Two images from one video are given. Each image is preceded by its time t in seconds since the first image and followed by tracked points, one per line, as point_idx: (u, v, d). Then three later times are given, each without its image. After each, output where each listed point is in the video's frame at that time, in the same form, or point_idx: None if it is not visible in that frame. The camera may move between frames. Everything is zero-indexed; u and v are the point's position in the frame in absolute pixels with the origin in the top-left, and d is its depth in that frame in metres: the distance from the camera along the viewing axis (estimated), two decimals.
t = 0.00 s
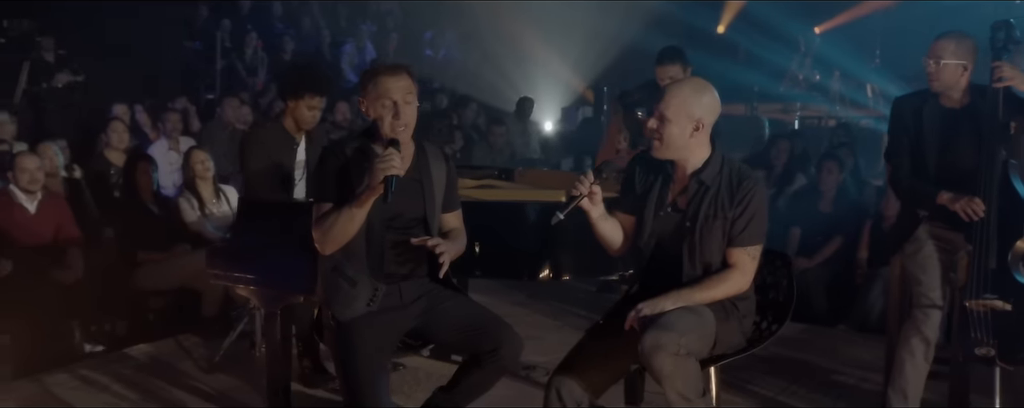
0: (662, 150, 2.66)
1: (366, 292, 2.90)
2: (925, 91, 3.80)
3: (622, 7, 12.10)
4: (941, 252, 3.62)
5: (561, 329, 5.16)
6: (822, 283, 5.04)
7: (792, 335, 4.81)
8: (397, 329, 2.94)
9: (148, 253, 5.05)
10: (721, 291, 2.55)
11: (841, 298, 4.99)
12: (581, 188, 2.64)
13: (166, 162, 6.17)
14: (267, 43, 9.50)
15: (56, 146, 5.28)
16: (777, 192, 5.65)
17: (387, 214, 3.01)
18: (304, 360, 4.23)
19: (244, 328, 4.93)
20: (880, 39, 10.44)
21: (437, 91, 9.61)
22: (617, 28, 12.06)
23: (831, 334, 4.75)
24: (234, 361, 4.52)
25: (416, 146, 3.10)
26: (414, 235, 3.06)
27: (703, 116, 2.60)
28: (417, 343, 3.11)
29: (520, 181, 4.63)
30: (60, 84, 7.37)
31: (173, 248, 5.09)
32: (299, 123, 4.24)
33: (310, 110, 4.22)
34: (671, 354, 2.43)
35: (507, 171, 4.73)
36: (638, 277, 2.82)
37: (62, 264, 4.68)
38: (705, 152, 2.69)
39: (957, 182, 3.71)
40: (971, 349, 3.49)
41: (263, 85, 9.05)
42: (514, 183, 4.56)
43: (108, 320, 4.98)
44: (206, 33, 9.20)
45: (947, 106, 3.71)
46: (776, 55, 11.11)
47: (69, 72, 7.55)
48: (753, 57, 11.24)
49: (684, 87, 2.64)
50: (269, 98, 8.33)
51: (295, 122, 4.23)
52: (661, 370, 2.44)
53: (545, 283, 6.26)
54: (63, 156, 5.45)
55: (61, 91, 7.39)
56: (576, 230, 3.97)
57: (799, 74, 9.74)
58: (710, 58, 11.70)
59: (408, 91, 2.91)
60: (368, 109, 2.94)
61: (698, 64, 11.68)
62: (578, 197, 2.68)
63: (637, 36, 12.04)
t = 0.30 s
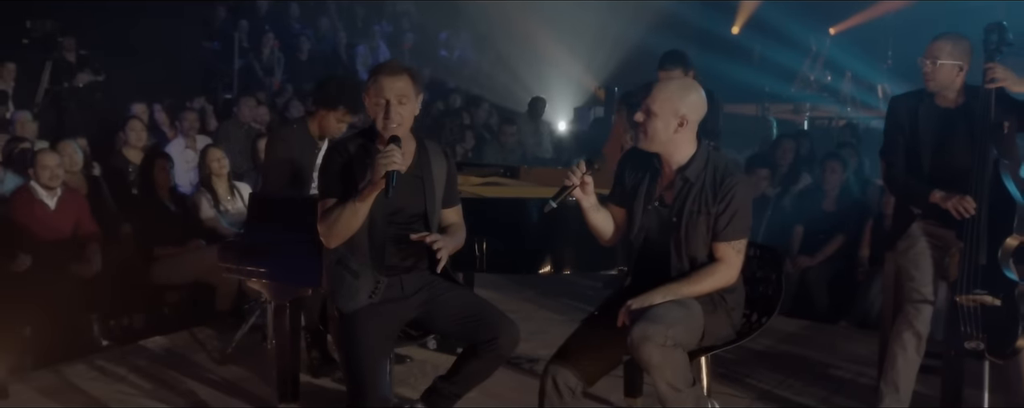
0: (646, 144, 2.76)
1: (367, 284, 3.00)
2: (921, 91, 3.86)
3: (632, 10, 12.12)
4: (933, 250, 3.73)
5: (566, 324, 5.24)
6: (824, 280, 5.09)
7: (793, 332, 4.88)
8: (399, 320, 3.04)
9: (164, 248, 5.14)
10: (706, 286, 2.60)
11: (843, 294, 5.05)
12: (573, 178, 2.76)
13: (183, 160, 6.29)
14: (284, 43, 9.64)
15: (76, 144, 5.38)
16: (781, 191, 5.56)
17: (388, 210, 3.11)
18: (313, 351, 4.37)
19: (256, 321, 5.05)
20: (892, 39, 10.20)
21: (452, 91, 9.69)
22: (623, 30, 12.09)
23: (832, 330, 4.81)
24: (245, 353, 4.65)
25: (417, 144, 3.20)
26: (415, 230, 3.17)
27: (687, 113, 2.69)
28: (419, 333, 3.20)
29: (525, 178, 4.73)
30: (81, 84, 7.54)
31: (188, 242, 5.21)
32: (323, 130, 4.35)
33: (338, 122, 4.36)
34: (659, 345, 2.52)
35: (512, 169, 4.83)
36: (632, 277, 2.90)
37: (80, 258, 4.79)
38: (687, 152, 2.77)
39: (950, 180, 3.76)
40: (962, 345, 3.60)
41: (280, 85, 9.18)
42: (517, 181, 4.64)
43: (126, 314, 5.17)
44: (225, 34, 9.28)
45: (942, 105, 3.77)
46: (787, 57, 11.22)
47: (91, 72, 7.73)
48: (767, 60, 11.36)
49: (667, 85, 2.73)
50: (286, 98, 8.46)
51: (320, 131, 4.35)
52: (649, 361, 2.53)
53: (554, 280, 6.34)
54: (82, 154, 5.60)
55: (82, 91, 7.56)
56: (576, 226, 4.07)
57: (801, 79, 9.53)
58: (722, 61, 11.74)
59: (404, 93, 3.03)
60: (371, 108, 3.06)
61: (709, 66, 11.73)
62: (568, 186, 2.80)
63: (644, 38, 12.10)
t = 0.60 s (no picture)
0: (630, 132, 2.89)
1: (364, 276, 3.09)
2: (907, 91, 3.95)
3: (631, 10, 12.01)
4: (917, 245, 3.83)
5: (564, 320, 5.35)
6: (817, 278, 5.16)
7: (786, 327, 4.97)
8: (394, 311, 3.15)
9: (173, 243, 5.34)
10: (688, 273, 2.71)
11: (836, 292, 5.10)
12: (563, 165, 2.90)
13: (192, 159, 6.41)
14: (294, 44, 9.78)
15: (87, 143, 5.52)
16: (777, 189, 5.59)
17: (385, 205, 3.20)
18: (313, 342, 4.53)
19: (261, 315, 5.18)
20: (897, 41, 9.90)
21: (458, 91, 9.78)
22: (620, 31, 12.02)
23: (824, 326, 4.90)
24: (249, 346, 4.77)
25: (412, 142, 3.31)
26: (409, 225, 3.27)
27: (668, 99, 2.82)
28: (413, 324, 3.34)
29: (521, 177, 4.79)
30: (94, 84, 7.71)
31: (196, 239, 5.36)
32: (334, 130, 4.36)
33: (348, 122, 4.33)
34: (637, 341, 2.69)
35: (510, 167, 4.87)
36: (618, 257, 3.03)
37: (91, 254, 4.94)
38: (669, 138, 2.90)
39: (934, 179, 3.85)
40: (943, 337, 3.72)
41: (288, 84, 9.30)
42: (514, 180, 4.72)
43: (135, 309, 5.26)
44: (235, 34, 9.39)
45: (927, 105, 3.86)
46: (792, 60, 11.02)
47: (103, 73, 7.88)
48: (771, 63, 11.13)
49: (647, 74, 2.86)
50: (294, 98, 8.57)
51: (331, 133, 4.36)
52: (630, 356, 2.71)
53: (556, 277, 6.43)
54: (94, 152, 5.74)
55: (95, 90, 7.72)
56: (571, 224, 4.18)
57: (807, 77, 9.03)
58: (723, 62, 11.50)
59: (400, 92, 3.15)
60: (369, 106, 3.18)
61: (713, 69, 11.52)
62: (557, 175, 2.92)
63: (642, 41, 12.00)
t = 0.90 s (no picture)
0: (614, 123, 3.09)
1: (359, 269, 3.22)
2: (890, 92, 4.06)
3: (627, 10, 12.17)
4: (898, 241, 3.96)
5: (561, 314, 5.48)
6: (808, 274, 5.24)
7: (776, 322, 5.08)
8: (388, 302, 3.28)
9: (180, 239, 5.44)
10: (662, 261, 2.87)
11: (825, 288, 5.22)
12: (553, 158, 3.04)
13: (201, 158, 6.56)
14: (301, 45, 9.95)
15: (98, 141, 5.70)
16: (772, 190, 5.69)
17: (380, 200, 3.34)
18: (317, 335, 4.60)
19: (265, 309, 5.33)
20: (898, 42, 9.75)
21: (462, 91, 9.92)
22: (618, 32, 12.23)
23: (813, 320, 5.02)
24: (253, 338, 4.92)
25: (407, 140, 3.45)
26: (403, 220, 3.40)
27: (647, 92, 3.01)
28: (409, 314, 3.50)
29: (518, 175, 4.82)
30: (105, 84, 7.89)
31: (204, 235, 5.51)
32: (333, 124, 4.50)
33: (345, 113, 4.46)
34: (612, 341, 2.85)
35: (507, 165, 4.93)
36: (596, 249, 3.23)
37: (102, 249, 5.12)
38: (645, 131, 3.09)
39: (914, 177, 3.97)
40: (921, 330, 3.84)
41: (296, 85, 9.46)
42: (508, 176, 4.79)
43: (144, 303, 5.39)
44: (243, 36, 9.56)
45: (908, 107, 3.97)
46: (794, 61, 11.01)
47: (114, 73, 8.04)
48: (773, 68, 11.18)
49: (626, 71, 3.04)
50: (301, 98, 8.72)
51: (330, 125, 4.50)
52: (607, 355, 2.88)
53: (555, 272, 6.56)
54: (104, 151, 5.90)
55: (106, 91, 7.91)
56: (561, 221, 4.43)
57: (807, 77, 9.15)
58: (711, 62, 11.68)
59: (396, 92, 3.27)
60: (365, 105, 3.32)
61: (707, 71, 11.67)
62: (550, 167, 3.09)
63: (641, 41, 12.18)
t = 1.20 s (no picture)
0: (592, 122, 3.23)
1: (359, 258, 3.38)
2: (875, 93, 4.17)
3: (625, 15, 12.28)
4: (881, 238, 4.08)
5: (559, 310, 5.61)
6: (800, 271, 5.34)
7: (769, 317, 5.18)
8: (386, 292, 3.43)
9: (189, 234, 5.58)
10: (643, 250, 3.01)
11: (817, 285, 5.31)
12: (541, 161, 3.15)
13: (210, 157, 6.73)
14: (309, 47, 10.11)
15: (110, 140, 5.87)
16: (767, 188, 5.79)
17: (379, 194, 3.48)
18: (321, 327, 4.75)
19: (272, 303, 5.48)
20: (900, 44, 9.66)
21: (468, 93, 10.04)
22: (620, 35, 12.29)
23: (804, 315, 5.13)
24: (259, 330, 5.07)
25: (404, 139, 3.59)
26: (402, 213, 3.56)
27: (623, 91, 3.17)
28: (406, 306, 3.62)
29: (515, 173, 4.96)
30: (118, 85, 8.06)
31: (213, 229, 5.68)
32: (326, 116, 4.51)
33: (333, 100, 4.44)
34: (589, 334, 3.13)
35: (505, 163, 5.07)
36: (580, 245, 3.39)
37: (115, 243, 5.27)
38: (624, 127, 3.25)
39: (897, 175, 4.10)
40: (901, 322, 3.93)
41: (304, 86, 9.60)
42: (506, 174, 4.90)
43: (155, 297, 5.54)
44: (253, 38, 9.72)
45: (891, 108, 4.08)
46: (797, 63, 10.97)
47: (127, 73, 8.21)
48: (773, 72, 11.21)
49: (604, 72, 3.20)
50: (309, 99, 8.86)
51: (322, 114, 4.52)
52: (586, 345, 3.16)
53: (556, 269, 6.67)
54: (116, 150, 6.07)
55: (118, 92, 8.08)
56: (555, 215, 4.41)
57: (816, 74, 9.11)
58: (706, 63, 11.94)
59: (394, 94, 3.40)
60: (365, 106, 3.45)
61: (710, 73, 11.87)
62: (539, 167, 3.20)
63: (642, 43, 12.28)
